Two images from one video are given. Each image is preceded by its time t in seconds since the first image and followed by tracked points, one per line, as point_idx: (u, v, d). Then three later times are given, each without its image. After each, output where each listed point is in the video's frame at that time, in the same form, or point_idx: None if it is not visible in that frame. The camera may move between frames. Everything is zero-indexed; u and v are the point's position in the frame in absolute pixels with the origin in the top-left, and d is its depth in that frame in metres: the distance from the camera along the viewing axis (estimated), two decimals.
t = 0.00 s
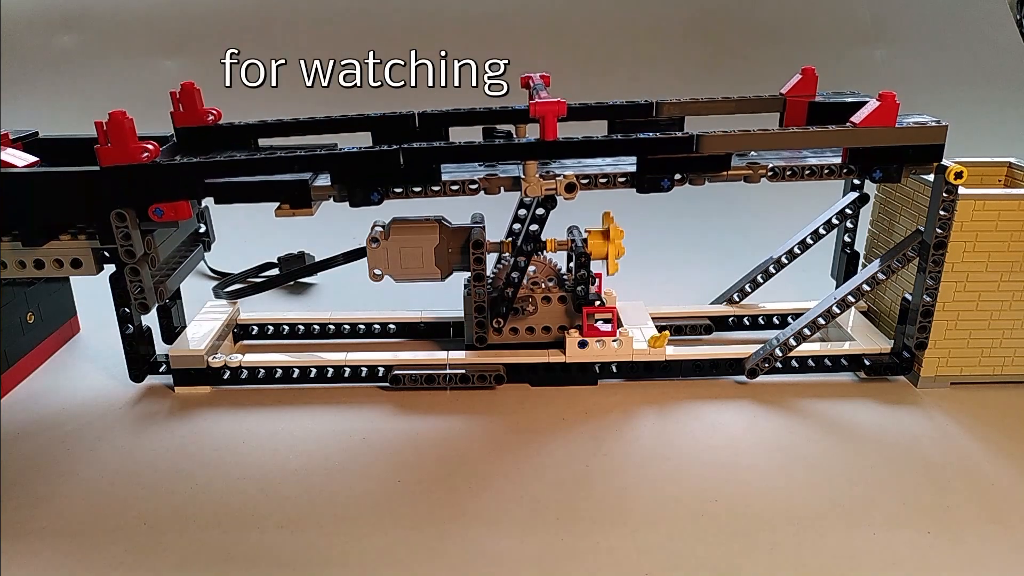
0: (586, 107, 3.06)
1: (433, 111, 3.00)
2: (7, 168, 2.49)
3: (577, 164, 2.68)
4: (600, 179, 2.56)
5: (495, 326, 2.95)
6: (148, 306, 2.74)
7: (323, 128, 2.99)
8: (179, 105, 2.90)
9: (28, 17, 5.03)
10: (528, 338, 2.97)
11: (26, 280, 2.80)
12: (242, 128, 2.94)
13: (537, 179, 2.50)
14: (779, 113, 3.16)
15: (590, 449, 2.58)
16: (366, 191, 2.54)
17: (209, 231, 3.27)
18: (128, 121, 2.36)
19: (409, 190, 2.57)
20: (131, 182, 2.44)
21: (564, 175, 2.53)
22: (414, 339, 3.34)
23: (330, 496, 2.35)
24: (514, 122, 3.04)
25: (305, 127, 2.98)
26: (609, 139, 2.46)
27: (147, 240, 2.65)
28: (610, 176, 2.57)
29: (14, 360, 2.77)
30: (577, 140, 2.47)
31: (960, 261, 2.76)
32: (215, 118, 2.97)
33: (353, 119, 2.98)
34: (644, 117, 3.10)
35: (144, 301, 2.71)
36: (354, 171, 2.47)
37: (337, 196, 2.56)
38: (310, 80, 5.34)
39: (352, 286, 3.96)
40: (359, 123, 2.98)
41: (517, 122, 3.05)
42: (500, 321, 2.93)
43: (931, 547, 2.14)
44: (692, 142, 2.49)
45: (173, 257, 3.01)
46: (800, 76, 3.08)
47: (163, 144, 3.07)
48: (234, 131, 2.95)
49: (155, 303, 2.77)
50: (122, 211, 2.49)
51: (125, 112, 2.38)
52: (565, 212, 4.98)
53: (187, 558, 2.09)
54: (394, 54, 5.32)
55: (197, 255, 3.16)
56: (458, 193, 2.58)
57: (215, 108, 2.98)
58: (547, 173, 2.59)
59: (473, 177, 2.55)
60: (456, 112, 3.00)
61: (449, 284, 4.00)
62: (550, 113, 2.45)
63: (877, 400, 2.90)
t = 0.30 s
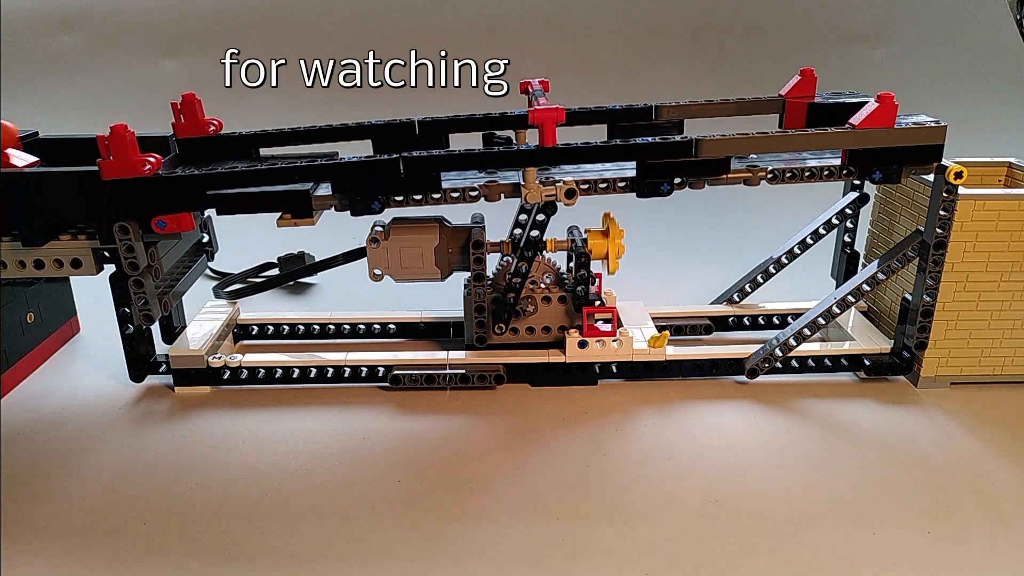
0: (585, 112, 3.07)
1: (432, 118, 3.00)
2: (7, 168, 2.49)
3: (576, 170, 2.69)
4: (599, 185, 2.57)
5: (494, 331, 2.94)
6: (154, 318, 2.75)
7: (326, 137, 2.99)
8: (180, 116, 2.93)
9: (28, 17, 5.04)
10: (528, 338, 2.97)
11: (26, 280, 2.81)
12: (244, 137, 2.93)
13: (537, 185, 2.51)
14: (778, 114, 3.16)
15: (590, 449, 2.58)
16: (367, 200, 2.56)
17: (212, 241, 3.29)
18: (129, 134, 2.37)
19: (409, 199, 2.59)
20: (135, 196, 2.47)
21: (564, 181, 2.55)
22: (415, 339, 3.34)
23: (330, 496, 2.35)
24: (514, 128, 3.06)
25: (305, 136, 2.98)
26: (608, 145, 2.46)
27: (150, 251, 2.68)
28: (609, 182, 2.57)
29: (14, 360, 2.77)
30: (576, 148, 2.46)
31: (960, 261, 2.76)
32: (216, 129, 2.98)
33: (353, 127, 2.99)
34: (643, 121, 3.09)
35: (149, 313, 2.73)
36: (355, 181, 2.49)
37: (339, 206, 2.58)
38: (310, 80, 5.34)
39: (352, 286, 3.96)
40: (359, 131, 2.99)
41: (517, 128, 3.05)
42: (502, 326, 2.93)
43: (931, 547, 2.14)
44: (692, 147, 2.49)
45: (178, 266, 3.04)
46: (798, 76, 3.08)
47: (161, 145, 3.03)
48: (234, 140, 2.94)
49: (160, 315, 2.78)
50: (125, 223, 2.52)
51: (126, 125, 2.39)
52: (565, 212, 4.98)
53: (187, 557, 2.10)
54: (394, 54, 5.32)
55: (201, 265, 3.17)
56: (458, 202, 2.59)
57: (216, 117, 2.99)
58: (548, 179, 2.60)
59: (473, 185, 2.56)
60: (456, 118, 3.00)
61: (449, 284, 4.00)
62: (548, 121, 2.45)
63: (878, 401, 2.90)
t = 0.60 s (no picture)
0: (584, 115, 3.09)
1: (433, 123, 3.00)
2: (7, 168, 2.49)
3: (576, 175, 2.69)
4: (600, 189, 2.57)
5: (495, 335, 2.94)
6: (158, 327, 2.76)
7: (327, 143, 2.99)
8: (182, 125, 2.94)
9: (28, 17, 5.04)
10: (528, 338, 2.98)
11: (25, 280, 2.81)
12: (246, 144, 2.94)
13: (537, 191, 2.51)
14: (778, 115, 3.17)
15: (590, 449, 2.58)
16: (368, 207, 2.57)
17: (215, 248, 3.31)
18: (130, 144, 2.38)
19: (410, 205, 2.60)
20: (138, 206, 2.49)
21: (564, 186, 2.54)
22: (415, 339, 3.34)
23: (330, 496, 2.35)
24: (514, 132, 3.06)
25: (305, 143, 2.99)
26: (607, 149, 2.47)
27: (152, 261, 2.69)
28: (609, 186, 2.57)
29: (14, 360, 2.77)
30: (574, 152, 2.47)
31: (960, 261, 2.76)
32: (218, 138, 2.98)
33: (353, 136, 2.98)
34: (642, 125, 3.10)
35: (153, 322, 2.74)
36: (356, 189, 2.51)
37: (340, 213, 2.59)
38: (310, 80, 5.35)
39: (352, 287, 3.96)
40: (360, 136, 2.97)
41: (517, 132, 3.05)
42: (504, 330, 2.92)
43: (930, 546, 2.14)
44: (690, 151, 2.49)
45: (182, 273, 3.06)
46: (797, 77, 3.08)
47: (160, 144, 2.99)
48: (238, 147, 2.95)
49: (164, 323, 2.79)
50: (127, 233, 2.54)
51: (127, 136, 2.40)
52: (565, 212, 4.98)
53: (187, 557, 2.10)
54: (394, 54, 5.32)
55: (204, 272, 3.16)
56: (459, 208, 2.58)
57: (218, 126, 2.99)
58: (547, 183, 2.60)
59: (473, 191, 2.56)
60: (457, 123, 3.00)
61: (449, 284, 4.00)
62: (545, 126, 2.43)
63: (878, 401, 2.90)
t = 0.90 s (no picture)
0: (584, 118, 3.09)
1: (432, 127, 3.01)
2: (7, 167, 2.49)
3: (576, 178, 2.69)
4: (599, 193, 2.57)
5: (501, 341, 2.92)
6: (159, 333, 2.78)
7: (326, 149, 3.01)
8: (182, 132, 2.95)
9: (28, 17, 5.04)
10: (528, 338, 2.98)
11: (25, 280, 2.81)
12: (249, 150, 2.96)
13: (537, 195, 2.51)
14: (778, 117, 3.18)
15: (590, 449, 2.58)
16: (368, 214, 2.58)
17: (217, 255, 3.33)
18: (132, 153, 2.37)
19: (410, 210, 2.59)
20: (140, 215, 2.50)
21: (563, 190, 2.54)
22: (415, 339, 3.34)
23: (329, 496, 2.35)
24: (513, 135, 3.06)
25: (306, 149, 3.01)
26: (607, 152, 2.47)
27: (154, 268, 2.71)
28: (609, 189, 2.57)
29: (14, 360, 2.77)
30: (574, 156, 2.47)
31: (960, 261, 2.76)
32: (218, 144, 2.99)
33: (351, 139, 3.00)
34: (642, 127, 3.10)
35: (156, 329, 2.75)
36: (356, 196, 2.51)
37: (341, 219, 2.60)
38: (310, 80, 5.35)
39: (352, 287, 3.96)
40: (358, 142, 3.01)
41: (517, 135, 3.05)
42: (508, 332, 2.92)
43: (931, 547, 2.14)
44: (689, 153, 2.49)
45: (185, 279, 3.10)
46: (797, 78, 3.10)
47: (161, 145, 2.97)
48: (241, 153, 2.96)
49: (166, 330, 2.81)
50: (129, 241, 2.56)
51: (129, 145, 2.40)
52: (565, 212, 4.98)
53: (187, 557, 2.10)
54: (394, 54, 5.33)
55: (204, 281, 3.21)
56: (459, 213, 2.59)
57: (218, 133, 3.00)
58: (547, 188, 2.60)
59: (473, 196, 2.57)
60: (456, 128, 3.00)
61: (449, 284, 4.00)
62: (545, 130, 2.43)
63: (878, 401, 2.90)
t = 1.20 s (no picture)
0: (584, 120, 3.08)
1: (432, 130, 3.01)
2: (7, 167, 2.49)
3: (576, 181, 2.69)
4: (600, 196, 2.57)
5: (506, 344, 2.94)
6: (162, 339, 2.83)
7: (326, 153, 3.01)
8: (183, 137, 2.98)
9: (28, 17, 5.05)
10: (528, 338, 2.98)
11: (25, 280, 2.81)
12: (248, 156, 2.94)
13: (537, 199, 2.51)
14: (778, 118, 3.18)
15: (590, 449, 2.58)
16: (368, 218, 2.58)
17: (217, 260, 3.49)
18: (133, 160, 2.38)
19: (410, 213, 2.60)
20: (141, 220, 2.50)
21: (564, 193, 2.55)
22: (415, 339, 3.34)
23: (329, 496, 2.35)
24: (514, 138, 3.06)
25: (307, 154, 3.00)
26: (607, 155, 2.46)
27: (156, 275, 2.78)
28: (609, 192, 2.57)
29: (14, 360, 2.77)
30: (575, 159, 2.47)
31: (960, 261, 2.76)
32: (219, 149, 3.01)
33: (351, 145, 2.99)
34: (642, 128, 3.10)
35: (158, 335, 2.80)
36: (357, 200, 2.52)
37: (341, 223, 2.61)
38: (310, 80, 5.35)
39: (352, 286, 3.96)
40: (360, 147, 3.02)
41: (517, 138, 3.06)
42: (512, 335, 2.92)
43: (931, 547, 2.14)
44: (688, 155, 2.50)
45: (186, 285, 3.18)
46: (797, 78, 3.11)
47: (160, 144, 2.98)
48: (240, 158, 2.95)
49: (167, 336, 2.86)
50: (132, 248, 2.61)
51: (131, 152, 2.40)
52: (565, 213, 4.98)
53: (187, 557, 2.09)
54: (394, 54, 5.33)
55: (206, 287, 3.34)
56: (459, 216, 2.60)
57: (219, 138, 3.02)
58: (547, 191, 2.61)
59: (473, 199, 2.57)
60: (456, 131, 3.00)
61: (449, 284, 4.00)
62: (545, 133, 2.43)
63: (878, 401, 2.90)
